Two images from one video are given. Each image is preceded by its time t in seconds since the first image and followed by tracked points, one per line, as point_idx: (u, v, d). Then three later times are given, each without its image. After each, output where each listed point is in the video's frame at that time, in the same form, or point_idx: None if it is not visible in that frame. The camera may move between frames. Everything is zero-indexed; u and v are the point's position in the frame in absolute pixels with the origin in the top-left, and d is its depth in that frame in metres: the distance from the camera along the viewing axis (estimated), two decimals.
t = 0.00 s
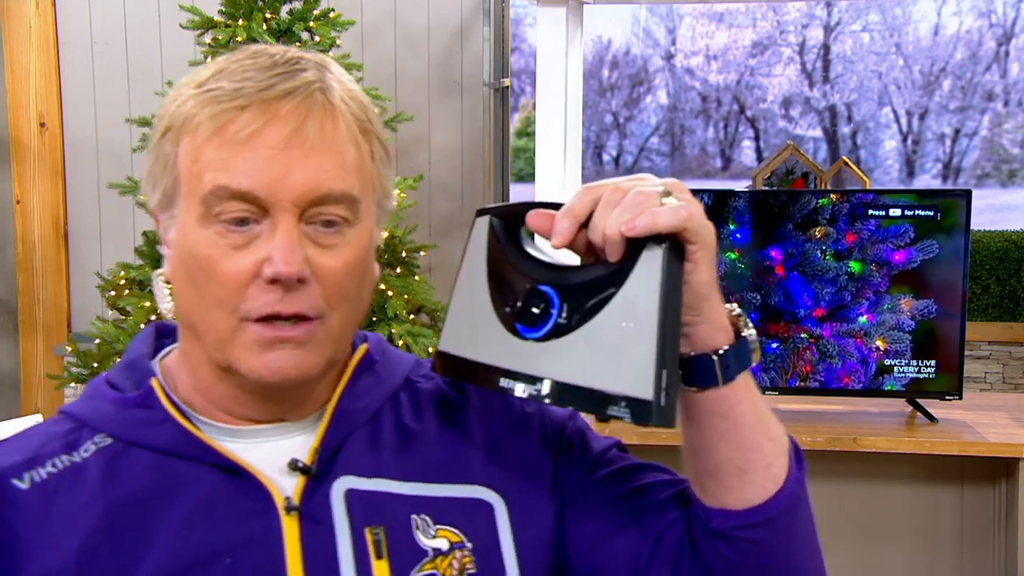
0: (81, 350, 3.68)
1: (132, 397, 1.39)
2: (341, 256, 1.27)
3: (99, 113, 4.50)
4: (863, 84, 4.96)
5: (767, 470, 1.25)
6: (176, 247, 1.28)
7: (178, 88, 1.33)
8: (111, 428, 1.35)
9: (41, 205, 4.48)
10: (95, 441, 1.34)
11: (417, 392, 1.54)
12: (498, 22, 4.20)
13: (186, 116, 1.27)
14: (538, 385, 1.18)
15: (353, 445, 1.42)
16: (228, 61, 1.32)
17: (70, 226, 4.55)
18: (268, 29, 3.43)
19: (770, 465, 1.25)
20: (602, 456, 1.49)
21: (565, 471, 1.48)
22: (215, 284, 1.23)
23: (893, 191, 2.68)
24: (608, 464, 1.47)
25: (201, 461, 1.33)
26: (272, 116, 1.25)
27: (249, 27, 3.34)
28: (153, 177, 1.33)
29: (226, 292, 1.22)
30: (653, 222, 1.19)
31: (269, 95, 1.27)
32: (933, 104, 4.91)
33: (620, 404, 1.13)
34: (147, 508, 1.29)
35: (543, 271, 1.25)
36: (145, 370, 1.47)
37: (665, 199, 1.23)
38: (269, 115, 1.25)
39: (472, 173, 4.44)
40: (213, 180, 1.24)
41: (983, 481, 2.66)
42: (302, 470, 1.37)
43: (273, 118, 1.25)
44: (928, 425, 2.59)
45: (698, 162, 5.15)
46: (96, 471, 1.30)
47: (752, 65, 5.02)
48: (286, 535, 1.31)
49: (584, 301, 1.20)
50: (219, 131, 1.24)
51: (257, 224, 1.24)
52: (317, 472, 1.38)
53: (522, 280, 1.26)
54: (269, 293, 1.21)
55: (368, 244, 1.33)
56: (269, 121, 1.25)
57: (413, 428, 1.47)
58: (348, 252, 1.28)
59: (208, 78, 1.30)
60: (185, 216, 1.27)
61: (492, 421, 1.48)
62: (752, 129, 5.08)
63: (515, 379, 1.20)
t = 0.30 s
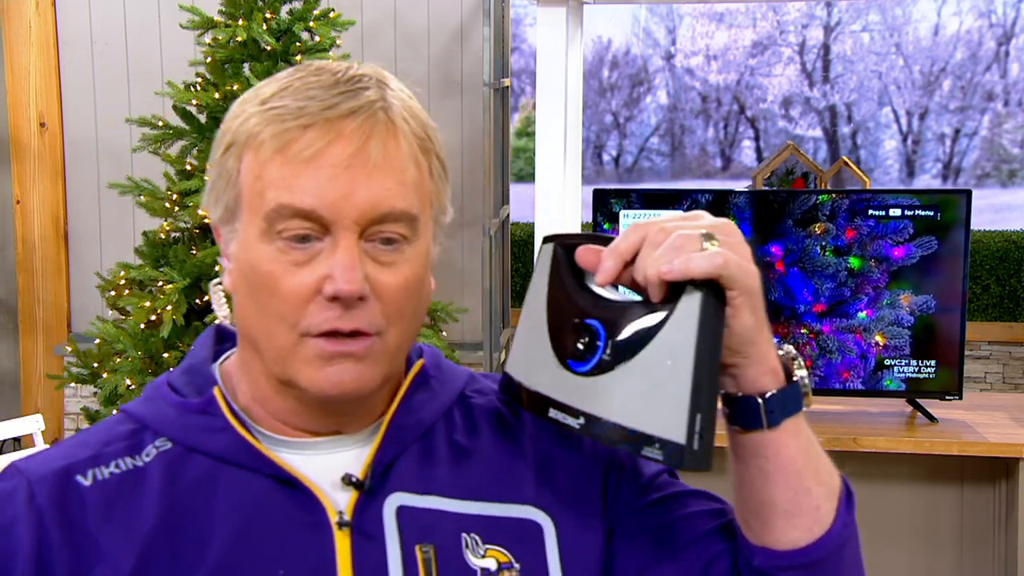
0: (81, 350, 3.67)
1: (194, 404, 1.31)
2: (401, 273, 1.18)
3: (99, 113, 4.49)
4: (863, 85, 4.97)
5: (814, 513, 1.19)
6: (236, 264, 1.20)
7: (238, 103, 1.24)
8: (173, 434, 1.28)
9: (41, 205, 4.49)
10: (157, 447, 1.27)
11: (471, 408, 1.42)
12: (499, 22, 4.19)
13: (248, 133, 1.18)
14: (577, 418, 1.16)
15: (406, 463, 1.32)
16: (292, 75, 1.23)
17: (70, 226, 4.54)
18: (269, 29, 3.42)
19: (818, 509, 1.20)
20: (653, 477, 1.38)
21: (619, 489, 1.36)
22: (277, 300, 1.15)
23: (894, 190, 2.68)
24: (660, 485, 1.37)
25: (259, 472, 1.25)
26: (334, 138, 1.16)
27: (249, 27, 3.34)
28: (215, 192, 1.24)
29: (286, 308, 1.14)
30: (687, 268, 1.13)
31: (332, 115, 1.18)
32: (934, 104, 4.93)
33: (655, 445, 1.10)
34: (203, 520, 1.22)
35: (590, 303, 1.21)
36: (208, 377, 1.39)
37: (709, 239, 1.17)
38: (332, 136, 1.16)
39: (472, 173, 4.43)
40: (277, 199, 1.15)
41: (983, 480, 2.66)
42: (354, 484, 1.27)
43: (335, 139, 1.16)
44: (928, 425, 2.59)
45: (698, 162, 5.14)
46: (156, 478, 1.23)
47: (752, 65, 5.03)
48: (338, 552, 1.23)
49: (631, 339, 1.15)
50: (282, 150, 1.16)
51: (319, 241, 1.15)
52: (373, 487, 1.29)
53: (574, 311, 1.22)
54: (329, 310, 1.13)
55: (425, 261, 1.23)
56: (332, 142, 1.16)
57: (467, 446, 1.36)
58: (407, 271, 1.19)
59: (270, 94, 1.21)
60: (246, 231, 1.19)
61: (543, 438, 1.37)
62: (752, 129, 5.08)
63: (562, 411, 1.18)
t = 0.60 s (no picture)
0: (81, 350, 3.67)
1: (220, 397, 1.30)
2: (413, 270, 1.17)
3: (99, 113, 4.49)
4: (863, 85, 4.97)
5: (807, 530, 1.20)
6: (252, 263, 1.21)
7: (254, 103, 1.25)
8: (201, 425, 1.27)
9: (41, 205, 4.49)
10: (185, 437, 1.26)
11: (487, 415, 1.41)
12: (498, 21, 4.19)
13: (263, 132, 1.18)
14: (567, 426, 1.14)
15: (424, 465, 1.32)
16: (307, 76, 1.23)
17: (70, 226, 4.54)
18: (268, 29, 3.42)
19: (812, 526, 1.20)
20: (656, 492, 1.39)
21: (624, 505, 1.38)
22: (291, 298, 1.15)
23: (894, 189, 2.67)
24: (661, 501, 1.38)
25: (278, 470, 1.25)
26: (347, 137, 1.16)
27: (249, 27, 3.34)
28: (231, 191, 1.24)
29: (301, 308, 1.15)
30: (671, 274, 1.13)
31: (345, 114, 1.18)
32: (933, 104, 4.94)
33: (638, 452, 1.07)
34: (223, 512, 1.20)
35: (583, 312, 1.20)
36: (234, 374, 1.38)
37: (694, 245, 1.18)
38: (345, 135, 1.16)
39: (472, 172, 4.42)
40: (289, 197, 1.15)
41: (983, 481, 2.65)
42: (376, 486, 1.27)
43: (347, 138, 1.16)
44: (928, 425, 2.59)
45: (698, 162, 5.14)
46: (184, 467, 1.22)
47: (752, 65, 5.02)
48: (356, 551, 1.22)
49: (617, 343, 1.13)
50: (295, 150, 1.16)
51: (330, 238, 1.15)
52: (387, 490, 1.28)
53: (568, 320, 1.21)
54: (341, 310, 1.14)
55: (439, 258, 1.22)
56: (344, 140, 1.16)
57: (482, 448, 1.34)
58: (420, 269, 1.19)
59: (285, 95, 1.21)
60: (261, 229, 1.19)
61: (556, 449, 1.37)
62: (752, 129, 5.08)
63: (555, 420, 1.16)
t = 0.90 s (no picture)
0: (81, 350, 3.67)
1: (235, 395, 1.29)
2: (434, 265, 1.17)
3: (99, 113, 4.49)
4: (863, 84, 4.97)
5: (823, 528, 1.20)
6: (270, 263, 1.20)
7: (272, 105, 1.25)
8: (217, 421, 1.26)
9: (41, 205, 4.49)
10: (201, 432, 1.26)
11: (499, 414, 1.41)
12: (498, 21, 4.19)
13: (283, 133, 1.19)
14: (591, 431, 1.12)
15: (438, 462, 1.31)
16: (325, 79, 1.23)
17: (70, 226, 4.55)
18: (268, 29, 3.42)
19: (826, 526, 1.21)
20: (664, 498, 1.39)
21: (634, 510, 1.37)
22: (310, 294, 1.15)
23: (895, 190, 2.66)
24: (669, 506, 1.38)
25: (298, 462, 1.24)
26: (364, 136, 1.16)
27: (249, 28, 3.34)
28: (251, 191, 1.24)
29: (320, 303, 1.15)
30: (697, 275, 1.14)
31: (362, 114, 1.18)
32: (934, 104, 4.94)
33: (668, 453, 1.07)
34: (241, 508, 1.19)
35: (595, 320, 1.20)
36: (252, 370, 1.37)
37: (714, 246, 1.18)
38: (363, 135, 1.16)
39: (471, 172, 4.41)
40: (311, 193, 1.15)
41: (983, 481, 2.65)
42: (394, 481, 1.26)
43: (365, 138, 1.16)
44: (928, 425, 2.59)
45: (698, 162, 5.14)
46: (201, 463, 1.21)
47: (752, 65, 5.03)
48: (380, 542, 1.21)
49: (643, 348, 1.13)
50: (316, 147, 1.16)
51: (352, 234, 1.15)
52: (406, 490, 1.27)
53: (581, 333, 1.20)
54: (361, 305, 1.13)
55: (457, 257, 1.22)
56: (364, 139, 1.16)
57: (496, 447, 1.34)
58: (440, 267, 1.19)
59: (304, 96, 1.22)
60: (280, 226, 1.19)
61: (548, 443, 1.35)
62: (752, 129, 5.09)
63: (576, 427, 1.14)
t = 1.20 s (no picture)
0: (81, 350, 3.67)
1: (203, 386, 1.18)
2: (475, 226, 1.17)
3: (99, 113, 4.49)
4: (862, 85, 4.98)
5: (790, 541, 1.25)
6: (322, 255, 1.11)
7: (272, 82, 1.10)
8: (188, 409, 1.17)
9: (41, 205, 4.49)
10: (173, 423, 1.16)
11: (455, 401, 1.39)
12: (498, 21, 4.19)
13: (344, 116, 1.09)
14: (606, 449, 1.08)
15: (413, 448, 1.27)
16: (332, 55, 1.15)
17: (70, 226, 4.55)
18: (268, 29, 3.42)
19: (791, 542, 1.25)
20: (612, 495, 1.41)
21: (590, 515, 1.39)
22: (417, 274, 1.11)
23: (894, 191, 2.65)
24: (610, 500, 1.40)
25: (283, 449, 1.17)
26: (428, 113, 1.13)
27: (249, 27, 3.34)
28: (289, 181, 1.09)
29: (405, 293, 1.11)
30: (729, 291, 1.13)
31: (409, 88, 1.14)
32: (933, 104, 4.94)
33: (687, 467, 1.03)
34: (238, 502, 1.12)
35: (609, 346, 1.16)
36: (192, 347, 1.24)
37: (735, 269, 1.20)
38: (427, 114, 1.13)
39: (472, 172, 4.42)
40: (422, 171, 1.11)
41: (983, 481, 2.65)
42: (375, 465, 1.21)
43: (429, 115, 1.13)
44: (928, 425, 2.58)
45: (698, 162, 5.14)
46: (187, 459, 1.12)
47: (752, 65, 5.03)
48: (373, 532, 1.17)
49: (661, 366, 1.10)
50: (420, 132, 1.12)
51: (437, 209, 1.13)
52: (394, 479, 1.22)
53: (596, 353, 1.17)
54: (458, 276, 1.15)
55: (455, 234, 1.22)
56: (450, 125, 1.15)
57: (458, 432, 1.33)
58: (476, 257, 1.17)
59: (332, 75, 1.11)
60: (369, 207, 1.10)
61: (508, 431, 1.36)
62: (752, 129, 5.09)
63: (587, 445, 1.09)
